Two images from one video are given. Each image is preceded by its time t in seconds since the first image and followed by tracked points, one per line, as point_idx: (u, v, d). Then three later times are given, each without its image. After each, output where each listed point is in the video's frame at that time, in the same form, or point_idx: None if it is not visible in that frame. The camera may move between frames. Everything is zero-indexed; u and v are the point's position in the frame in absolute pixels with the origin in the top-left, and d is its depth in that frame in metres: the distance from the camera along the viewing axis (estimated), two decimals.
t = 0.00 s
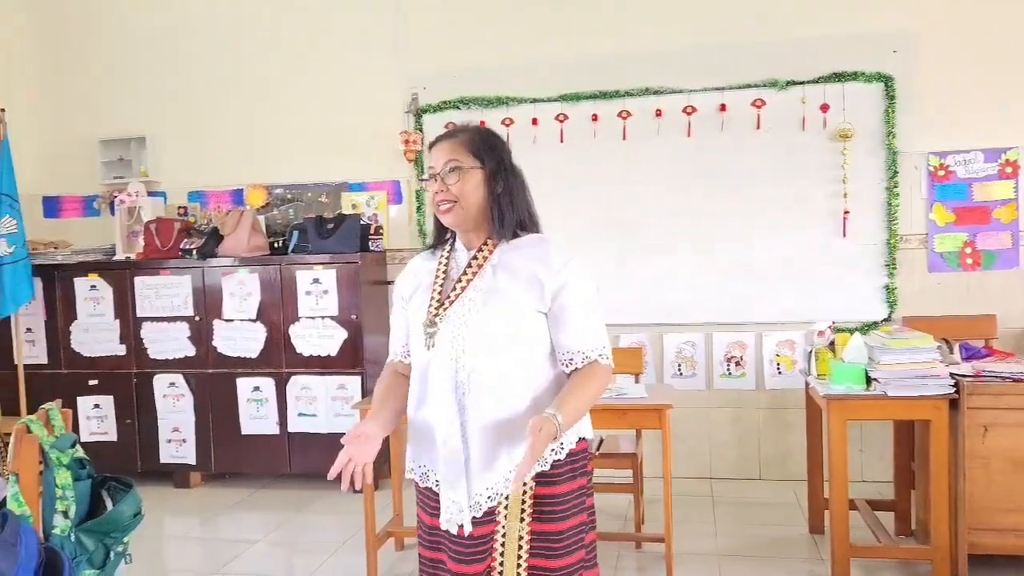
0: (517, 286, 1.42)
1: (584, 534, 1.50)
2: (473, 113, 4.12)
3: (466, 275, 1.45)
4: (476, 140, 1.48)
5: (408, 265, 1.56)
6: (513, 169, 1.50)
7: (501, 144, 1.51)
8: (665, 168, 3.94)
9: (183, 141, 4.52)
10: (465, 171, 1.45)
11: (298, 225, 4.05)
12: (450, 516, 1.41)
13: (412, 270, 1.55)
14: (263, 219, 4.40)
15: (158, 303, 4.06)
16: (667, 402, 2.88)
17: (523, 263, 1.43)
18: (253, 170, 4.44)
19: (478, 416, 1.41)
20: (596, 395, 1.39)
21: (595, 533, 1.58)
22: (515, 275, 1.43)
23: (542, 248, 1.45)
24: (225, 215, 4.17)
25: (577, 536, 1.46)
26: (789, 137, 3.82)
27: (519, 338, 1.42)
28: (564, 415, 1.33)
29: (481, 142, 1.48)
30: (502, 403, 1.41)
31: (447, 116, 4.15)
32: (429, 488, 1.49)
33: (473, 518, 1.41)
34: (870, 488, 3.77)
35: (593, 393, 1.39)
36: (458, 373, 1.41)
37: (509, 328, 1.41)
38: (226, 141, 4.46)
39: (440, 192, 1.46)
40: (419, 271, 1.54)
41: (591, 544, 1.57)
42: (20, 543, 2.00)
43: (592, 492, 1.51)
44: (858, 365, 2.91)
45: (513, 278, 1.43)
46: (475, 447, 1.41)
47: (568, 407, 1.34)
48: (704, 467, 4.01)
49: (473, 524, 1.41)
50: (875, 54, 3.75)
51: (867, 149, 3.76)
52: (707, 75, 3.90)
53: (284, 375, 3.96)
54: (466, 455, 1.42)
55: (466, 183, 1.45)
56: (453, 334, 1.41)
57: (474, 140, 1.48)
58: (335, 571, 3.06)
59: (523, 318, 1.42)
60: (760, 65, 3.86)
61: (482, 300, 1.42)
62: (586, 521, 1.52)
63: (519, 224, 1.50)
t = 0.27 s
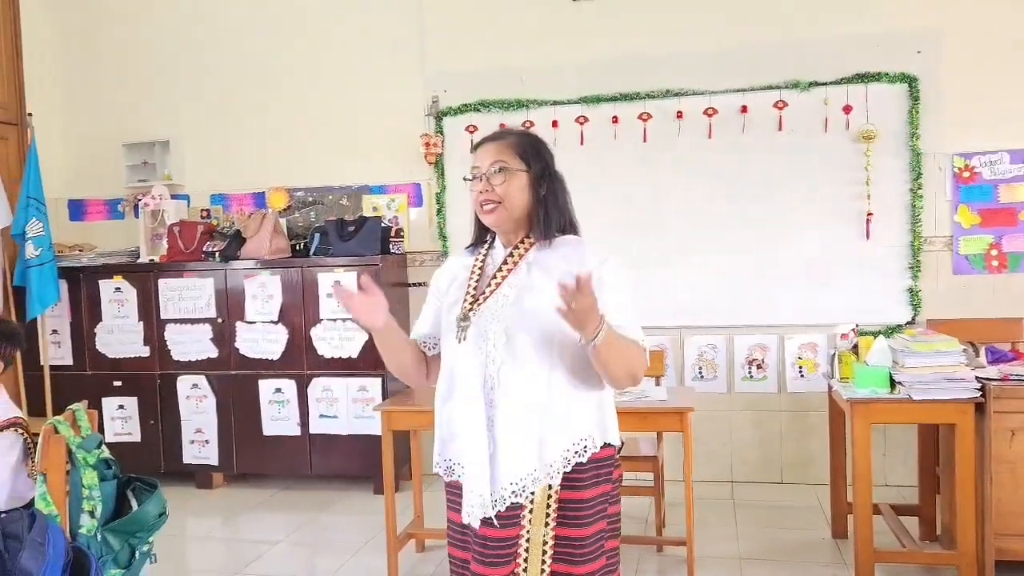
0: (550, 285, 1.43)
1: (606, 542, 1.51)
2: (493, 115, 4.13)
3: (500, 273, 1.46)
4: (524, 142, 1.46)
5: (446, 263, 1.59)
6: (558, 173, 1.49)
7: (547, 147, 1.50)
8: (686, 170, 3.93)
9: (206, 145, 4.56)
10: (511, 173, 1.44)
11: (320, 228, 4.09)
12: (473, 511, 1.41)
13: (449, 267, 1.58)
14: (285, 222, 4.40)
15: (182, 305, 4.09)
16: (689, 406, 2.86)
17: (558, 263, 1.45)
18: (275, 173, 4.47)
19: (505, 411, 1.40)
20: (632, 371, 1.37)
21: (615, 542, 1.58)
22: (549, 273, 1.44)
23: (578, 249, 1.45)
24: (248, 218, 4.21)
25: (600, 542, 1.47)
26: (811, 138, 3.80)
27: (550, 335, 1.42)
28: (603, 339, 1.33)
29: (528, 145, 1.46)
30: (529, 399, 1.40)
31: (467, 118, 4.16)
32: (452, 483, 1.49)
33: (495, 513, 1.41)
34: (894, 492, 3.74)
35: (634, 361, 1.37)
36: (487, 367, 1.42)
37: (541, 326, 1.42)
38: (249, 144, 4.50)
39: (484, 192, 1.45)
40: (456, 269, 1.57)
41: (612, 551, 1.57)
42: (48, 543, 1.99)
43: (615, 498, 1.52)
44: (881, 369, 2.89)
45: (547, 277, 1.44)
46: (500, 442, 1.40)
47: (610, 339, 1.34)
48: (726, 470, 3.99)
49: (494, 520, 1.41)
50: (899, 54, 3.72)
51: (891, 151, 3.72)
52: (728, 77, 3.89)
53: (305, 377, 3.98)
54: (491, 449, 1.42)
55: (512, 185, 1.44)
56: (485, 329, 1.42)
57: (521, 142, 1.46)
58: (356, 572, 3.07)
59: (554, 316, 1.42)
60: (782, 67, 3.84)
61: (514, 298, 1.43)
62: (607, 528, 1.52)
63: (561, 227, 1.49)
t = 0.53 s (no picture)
0: (567, 288, 1.43)
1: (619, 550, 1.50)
2: (502, 119, 4.14)
3: (518, 274, 1.47)
4: (545, 145, 1.47)
5: (466, 261, 1.61)
6: (580, 176, 1.50)
7: (568, 149, 1.50)
8: (695, 173, 3.92)
9: (216, 148, 4.58)
10: (532, 175, 1.44)
11: (330, 231, 4.10)
12: (482, 512, 1.41)
13: (468, 265, 1.60)
14: (294, 225, 4.43)
15: (192, 308, 4.11)
16: (698, 409, 2.86)
17: (575, 268, 1.45)
18: (284, 177, 4.48)
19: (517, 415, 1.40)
20: (645, 359, 1.37)
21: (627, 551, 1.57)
22: (567, 277, 1.44)
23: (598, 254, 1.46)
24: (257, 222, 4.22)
25: (612, 550, 1.46)
26: (821, 141, 3.78)
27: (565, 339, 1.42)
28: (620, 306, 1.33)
29: (550, 147, 1.47)
30: (542, 403, 1.40)
31: (476, 122, 4.16)
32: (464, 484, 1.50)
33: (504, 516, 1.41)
34: (905, 497, 3.72)
35: (648, 345, 1.37)
36: (501, 369, 1.42)
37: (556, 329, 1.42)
38: (259, 148, 4.52)
39: (503, 193, 1.45)
40: (475, 269, 1.59)
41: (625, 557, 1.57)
42: (59, 545, 1.94)
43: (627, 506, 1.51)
44: (892, 373, 2.87)
45: (564, 282, 1.44)
46: (511, 445, 1.41)
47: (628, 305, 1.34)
48: (736, 474, 3.98)
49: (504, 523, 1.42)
50: (909, 57, 3.71)
51: (901, 153, 3.71)
52: (737, 80, 3.89)
53: (315, 380, 3.99)
54: (503, 452, 1.42)
55: (532, 186, 1.44)
56: (501, 331, 1.42)
57: (542, 144, 1.47)
58: None
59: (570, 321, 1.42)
60: (792, 70, 3.83)
61: (531, 300, 1.43)
62: (621, 537, 1.51)
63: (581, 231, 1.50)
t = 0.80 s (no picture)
0: (571, 297, 1.43)
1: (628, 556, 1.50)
2: (505, 122, 4.14)
3: (523, 282, 1.47)
4: (535, 151, 1.46)
5: (476, 265, 1.62)
6: (574, 177, 1.46)
7: (563, 152, 1.47)
8: (698, 176, 3.93)
9: (220, 152, 4.59)
10: (522, 185, 1.45)
11: (333, 234, 4.10)
12: (487, 520, 1.43)
13: (478, 268, 1.62)
14: (297, 228, 4.43)
15: (195, 311, 4.12)
16: (700, 412, 2.85)
17: (579, 277, 1.44)
18: (288, 180, 4.49)
19: (521, 424, 1.41)
20: (653, 368, 1.37)
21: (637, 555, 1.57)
22: (570, 287, 1.44)
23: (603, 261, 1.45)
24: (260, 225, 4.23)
25: (620, 556, 1.47)
26: (824, 144, 3.78)
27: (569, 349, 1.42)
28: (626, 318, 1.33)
29: (539, 154, 1.46)
30: (544, 413, 1.40)
31: (479, 125, 4.17)
32: (471, 491, 1.51)
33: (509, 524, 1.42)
34: (909, 500, 3.71)
35: (654, 353, 1.37)
36: (505, 378, 1.43)
37: (560, 339, 1.41)
38: (262, 151, 4.53)
39: (499, 206, 1.48)
40: (483, 275, 1.60)
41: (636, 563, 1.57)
42: (61, 547, 1.98)
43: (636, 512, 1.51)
44: (894, 376, 2.87)
45: (567, 292, 1.44)
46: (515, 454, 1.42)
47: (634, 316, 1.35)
48: (739, 478, 3.98)
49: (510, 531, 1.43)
50: (912, 60, 3.71)
51: (904, 157, 3.71)
52: (740, 83, 3.89)
53: (318, 383, 4.00)
54: (507, 461, 1.43)
55: (522, 196, 1.45)
56: (504, 340, 1.43)
57: (532, 152, 1.47)
58: None
59: (573, 331, 1.42)
60: (794, 73, 3.84)
61: (534, 309, 1.43)
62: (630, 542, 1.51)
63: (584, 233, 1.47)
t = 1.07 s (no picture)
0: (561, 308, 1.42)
1: (629, 562, 1.49)
2: (505, 124, 4.14)
3: (516, 292, 1.47)
4: (515, 156, 1.46)
5: (478, 267, 1.62)
6: (553, 182, 1.44)
7: (543, 156, 1.46)
8: (698, 178, 3.93)
9: (221, 154, 4.60)
10: (501, 195, 1.45)
11: (333, 236, 4.10)
12: (486, 531, 1.45)
13: (479, 271, 1.62)
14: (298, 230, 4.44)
15: (196, 313, 4.12)
16: (700, 414, 2.85)
17: (569, 286, 1.43)
18: (288, 182, 4.50)
19: (513, 436, 1.42)
20: (646, 378, 1.35)
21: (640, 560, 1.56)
22: (559, 297, 1.43)
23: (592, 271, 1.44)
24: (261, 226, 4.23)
25: (620, 563, 1.46)
26: (824, 146, 3.79)
27: (558, 361, 1.41)
28: (614, 336, 1.31)
29: (518, 160, 1.45)
30: (536, 425, 1.41)
31: (479, 127, 4.17)
32: (472, 501, 1.52)
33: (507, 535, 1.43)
34: (909, 502, 3.71)
35: (647, 366, 1.35)
36: (498, 391, 1.44)
37: (549, 352, 1.41)
38: (262, 153, 4.53)
39: (487, 214, 1.49)
40: (480, 282, 1.60)
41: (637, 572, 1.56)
42: (62, 551, 2.01)
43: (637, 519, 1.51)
44: (894, 378, 2.87)
45: (556, 302, 1.43)
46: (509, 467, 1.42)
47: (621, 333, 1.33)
48: (739, 480, 3.98)
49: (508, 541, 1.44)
50: (912, 62, 3.71)
51: (904, 159, 3.71)
52: (740, 85, 3.89)
53: (318, 385, 4.00)
54: (503, 472, 1.44)
55: (504, 203, 1.45)
56: (496, 352, 1.44)
57: (511, 159, 1.46)
58: None
59: (563, 342, 1.42)
60: (794, 75, 3.84)
61: (525, 321, 1.43)
62: (631, 548, 1.51)
63: (568, 240, 1.46)
